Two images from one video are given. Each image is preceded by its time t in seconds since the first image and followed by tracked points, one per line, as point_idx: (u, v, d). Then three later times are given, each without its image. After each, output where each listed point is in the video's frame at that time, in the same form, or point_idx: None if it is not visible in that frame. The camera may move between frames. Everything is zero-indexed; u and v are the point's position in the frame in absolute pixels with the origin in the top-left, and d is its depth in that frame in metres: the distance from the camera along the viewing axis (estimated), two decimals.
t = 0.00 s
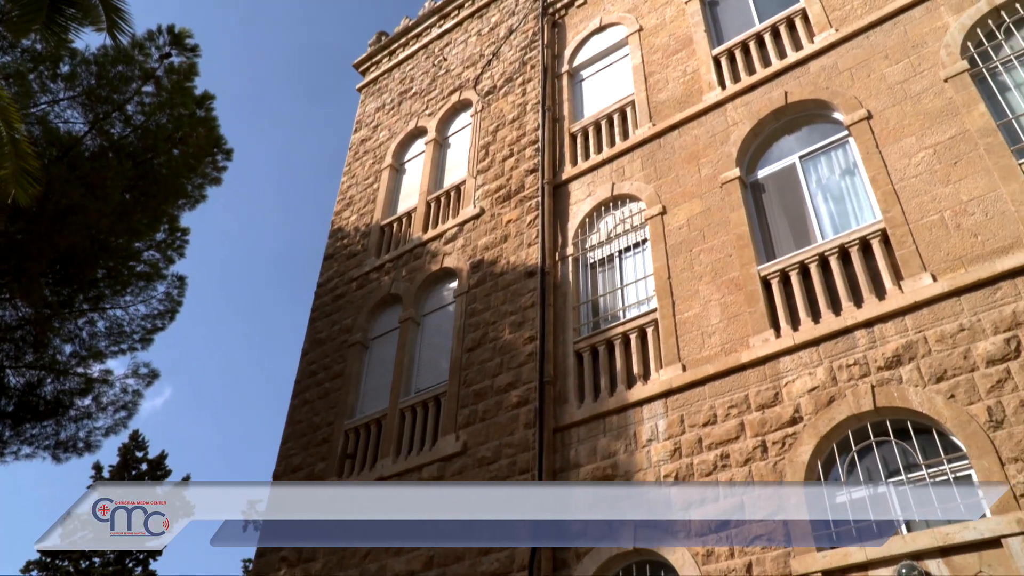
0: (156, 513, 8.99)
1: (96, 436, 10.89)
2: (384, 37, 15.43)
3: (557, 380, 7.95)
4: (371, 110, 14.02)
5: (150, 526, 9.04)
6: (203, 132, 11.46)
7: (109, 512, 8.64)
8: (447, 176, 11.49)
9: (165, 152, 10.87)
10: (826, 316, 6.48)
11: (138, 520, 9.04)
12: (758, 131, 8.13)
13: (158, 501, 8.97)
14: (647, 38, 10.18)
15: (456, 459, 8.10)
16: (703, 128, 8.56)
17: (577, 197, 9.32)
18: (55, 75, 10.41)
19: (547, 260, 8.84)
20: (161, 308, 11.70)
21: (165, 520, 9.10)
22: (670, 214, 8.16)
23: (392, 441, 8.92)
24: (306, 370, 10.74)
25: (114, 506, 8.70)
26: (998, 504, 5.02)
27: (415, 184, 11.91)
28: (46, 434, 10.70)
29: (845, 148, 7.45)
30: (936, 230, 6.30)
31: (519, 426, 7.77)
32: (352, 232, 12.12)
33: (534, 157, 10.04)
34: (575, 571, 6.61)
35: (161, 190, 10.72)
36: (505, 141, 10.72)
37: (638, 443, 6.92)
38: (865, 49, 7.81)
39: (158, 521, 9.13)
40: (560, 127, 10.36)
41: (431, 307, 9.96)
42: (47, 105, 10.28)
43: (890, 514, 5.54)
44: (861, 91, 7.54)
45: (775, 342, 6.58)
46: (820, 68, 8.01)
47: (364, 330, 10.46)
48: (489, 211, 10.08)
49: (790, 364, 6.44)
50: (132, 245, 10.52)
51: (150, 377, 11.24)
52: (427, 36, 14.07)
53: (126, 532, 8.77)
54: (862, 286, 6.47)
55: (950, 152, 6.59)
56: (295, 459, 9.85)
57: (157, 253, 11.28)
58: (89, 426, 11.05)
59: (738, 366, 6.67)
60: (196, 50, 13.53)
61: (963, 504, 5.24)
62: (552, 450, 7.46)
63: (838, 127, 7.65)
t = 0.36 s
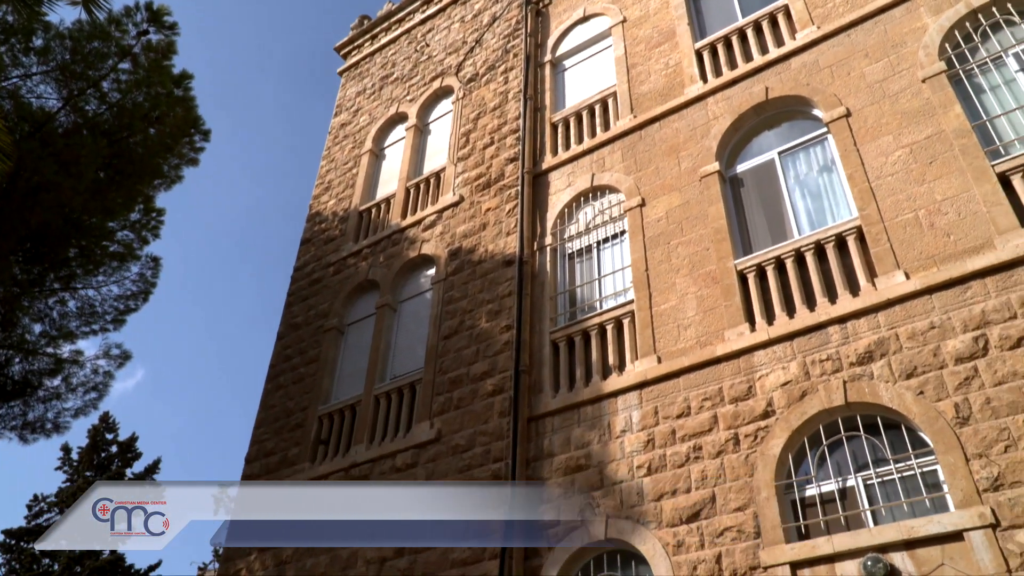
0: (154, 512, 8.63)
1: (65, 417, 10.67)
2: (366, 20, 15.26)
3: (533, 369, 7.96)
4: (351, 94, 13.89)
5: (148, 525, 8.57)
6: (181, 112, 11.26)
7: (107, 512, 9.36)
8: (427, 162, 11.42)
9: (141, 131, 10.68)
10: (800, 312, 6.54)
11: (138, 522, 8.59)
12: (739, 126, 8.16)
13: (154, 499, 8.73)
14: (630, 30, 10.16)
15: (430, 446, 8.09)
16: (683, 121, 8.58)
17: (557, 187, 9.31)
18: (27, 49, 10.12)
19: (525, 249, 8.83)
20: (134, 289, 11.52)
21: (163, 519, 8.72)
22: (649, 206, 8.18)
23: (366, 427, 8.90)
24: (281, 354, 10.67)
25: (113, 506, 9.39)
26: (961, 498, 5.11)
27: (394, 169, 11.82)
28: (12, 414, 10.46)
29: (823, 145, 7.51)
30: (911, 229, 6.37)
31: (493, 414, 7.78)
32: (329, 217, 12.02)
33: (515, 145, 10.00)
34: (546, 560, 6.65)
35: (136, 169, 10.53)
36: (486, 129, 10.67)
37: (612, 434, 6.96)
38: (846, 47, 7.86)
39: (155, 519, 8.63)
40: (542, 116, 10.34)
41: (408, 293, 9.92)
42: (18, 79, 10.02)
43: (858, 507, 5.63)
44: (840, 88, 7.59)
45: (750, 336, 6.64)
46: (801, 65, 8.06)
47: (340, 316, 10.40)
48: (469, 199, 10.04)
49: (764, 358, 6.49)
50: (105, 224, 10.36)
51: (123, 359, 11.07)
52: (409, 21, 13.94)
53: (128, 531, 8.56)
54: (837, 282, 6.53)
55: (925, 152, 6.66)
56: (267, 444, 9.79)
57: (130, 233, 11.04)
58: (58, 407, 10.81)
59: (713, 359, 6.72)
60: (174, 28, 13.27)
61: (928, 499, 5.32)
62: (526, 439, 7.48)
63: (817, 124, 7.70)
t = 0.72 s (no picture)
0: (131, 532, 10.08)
1: (37, 398, 10.47)
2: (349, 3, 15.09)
3: (510, 358, 7.96)
4: (333, 78, 13.74)
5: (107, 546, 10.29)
6: (160, 91, 11.04)
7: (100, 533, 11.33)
8: (408, 148, 11.35)
9: (118, 110, 10.47)
10: (777, 305, 6.59)
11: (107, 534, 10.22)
12: (720, 119, 8.18)
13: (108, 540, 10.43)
14: (614, 20, 10.14)
15: (406, 433, 8.07)
16: (666, 113, 8.59)
17: (538, 176, 9.29)
18: None
19: (505, 237, 8.81)
20: (108, 270, 11.31)
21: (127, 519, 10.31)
22: (629, 197, 8.19)
23: (342, 413, 8.85)
24: (257, 338, 10.58)
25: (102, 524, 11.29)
26: (928, 491, 5.19)
27: (375, 154, 11.73)
28: None
29: (803, 140, 7.56)
30: (887, 225, 6.43)
31: (470, 402, 7.77)
32: (308, 201, 11.91)
33: (497, 133, 9.96)
34: (520, 547, 6.68)
35: (112, 148, 10.34)
36: (468, 116, 10.61)
37: (588, 423, 6.98)
38: (828, 43, 7.89)
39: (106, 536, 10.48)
40: (524, 104, 10.30)
41: (387, 280, 9.87)
42: None
43: (828, 498, 5.70)
44: (822, 84, 7.64)
45: (727, 328, 6.68)
46: (784, 59, 8.09)
47: (318, 301, 10.32)
48: (449, 186, 9.99)
49: (740, 350, 6.54)
50: (81, 204, 10.16)
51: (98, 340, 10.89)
52: (393, 5, 13.80)
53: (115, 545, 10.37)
54: (814, 277, 6.59)
55: (903, 150, 6.72)
56: (242, 428, 9.71)
57: (105, 214, 10.75)
58: (29, 388, 10.61)
59: (690, 350, 6.76)
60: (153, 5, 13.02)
61: (897, 491, 5.40)
62: (502, 427, 7.49)
63: (798, 119, 7.74)
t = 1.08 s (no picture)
0: None
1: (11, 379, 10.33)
2: None
3: (491, 346, 7.96)
4: (317, 61, 13.61)
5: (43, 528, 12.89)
6: (140, 71, 10.86)
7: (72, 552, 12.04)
8: (391, 134, 11.28)
9: (97, 89, 10.28)
10: (756, 298, 6.64)
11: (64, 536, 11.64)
12: (704, 111, 8.19)
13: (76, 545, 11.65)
14: (600, 9, 10.11)
15: (385, 419, 8.06)
16: (649, 104, 8.59)
17: (521, 164, 9.27)
18: None
19: (487, 225, 8.79)
20: (86, 251, 11.16)
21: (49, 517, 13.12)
22: (611, 187, 8.19)
23: (321, 398, 8.82)
24: (236, 323, 10.49)
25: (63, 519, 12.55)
26: (900, 483, 5.27)
27: (358, 140, 11.65)
28: None
29: (785, 134, 7.60)
30: (866, 220, 6.49)
31: (449, 389, 7.77)
32: (290, 185, 11.81)
33: (481, 121, 9.91)
34: (497, 535, 6.71)
35: (91, 128, 10.16)
36: (452, 103, 10.55)
37: (567, 412, 7.01)
38: (811, 38, 7.93)
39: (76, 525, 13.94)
40: (508, 92, 10.26)
41: (368, 266, 9.83)
42: None
43: (803, 490, 5.76)
44: (804, 78, 7.67)
45: (706, 320, 6.72)
46: (768, 53, 8.11)
47: (298, 286, 10.26)
48: (432, 173, 9.94)
49: (719, 342, 6.58)
50: (57, 183, 9.99)
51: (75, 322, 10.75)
52: None
53: None
54: (793, 270, 6.64)
55: (884, 145, 6.78)
56: (220, 412, 9.65)
57: (82, 193, 10.59)
58: (3, 369, 10.47)
59: (669, 341, 6.80)
60: None
61: (870, 483, 5.48)
62: (481, 415, 7.50)
63: (781, 112, 7.78)
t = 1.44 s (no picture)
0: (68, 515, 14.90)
1: None
2: None
3: (472, 335, 7.96)
4: (302, 45, 13.47)
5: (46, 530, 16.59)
6: (121, 50, 10.68)
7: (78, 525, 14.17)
8: (376, 120, 11.20)
9: (76, 68, 10.10)
10: (737, 290, 6.68)
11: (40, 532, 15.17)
12: (689, 103, 8.20)
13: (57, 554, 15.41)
14: None
15: (365, 406, 8.04)
16: (635, 95, 8.59)
17: (506, 153, 9.24)
18: None
19: (470, 213, 8.77)
20: (64, 232, 11.00)
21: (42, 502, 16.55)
22: (596, 177, 8.19)
23: (301, 384, 8.78)
24: (217, 307, 10.41)
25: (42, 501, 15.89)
26: (876, 475, 5.33)
27: (342, 125, 11.56)
28: None
29: (769, 128, 7.63)
30: (847, 215, 6.54)
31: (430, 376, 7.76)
32: (273, 170, 11.71)
33: (466, 108, 9.87)
34: (476, 522, 6.73)
35: (70, 108, 9.99)
36: (437, 90, 10.49)
37: (547, 401, 7.02)
38: (797, 32, 7.95)
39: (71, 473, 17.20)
40: (494, 81, 10.22)
41: (350, 252, 9.77)
42: None
43: (780, 481, 5.82)
44: (790, 73, 7.70)
45: (688, 311, 6.75)
46: (754, 47, 8.13)
47: (280, 271, 10.18)
48: (416, 160, 9.88)
49: (700, 334, 6.62)
50: (35, 162, 9.82)
51: (52, 304, 10.61)
52: None
53: None
54: (774, 264, 6.68)
55: (866, 141, 6.82)
56: (199, 397, 9.58)
57: (60, 173, 10.43)
58: None
59: (651, 332, 6.82)
60: None
61: (845, 475, 5.54)
62: (461, 403, 7.50)
63: (765, 106, 7.81)
